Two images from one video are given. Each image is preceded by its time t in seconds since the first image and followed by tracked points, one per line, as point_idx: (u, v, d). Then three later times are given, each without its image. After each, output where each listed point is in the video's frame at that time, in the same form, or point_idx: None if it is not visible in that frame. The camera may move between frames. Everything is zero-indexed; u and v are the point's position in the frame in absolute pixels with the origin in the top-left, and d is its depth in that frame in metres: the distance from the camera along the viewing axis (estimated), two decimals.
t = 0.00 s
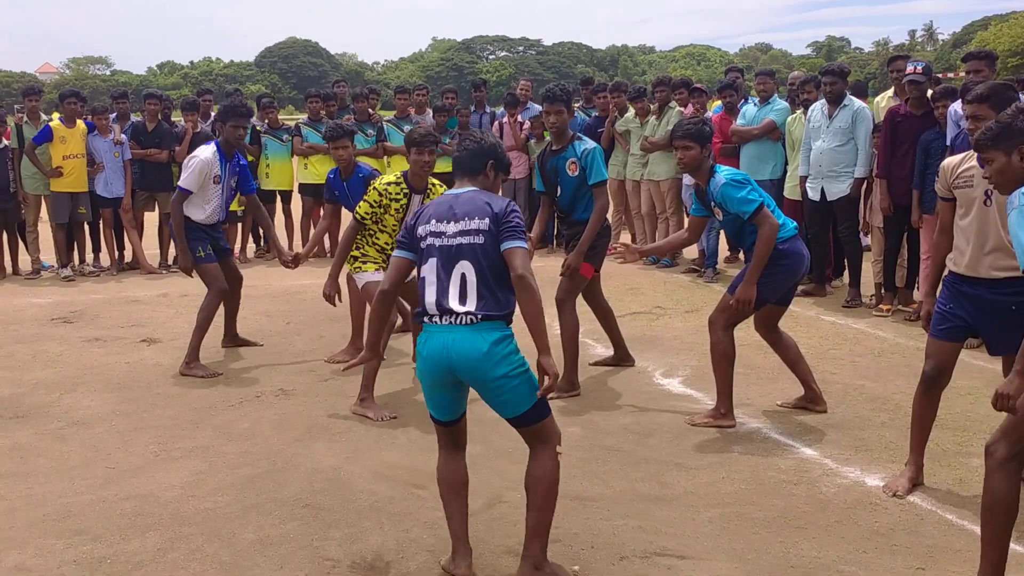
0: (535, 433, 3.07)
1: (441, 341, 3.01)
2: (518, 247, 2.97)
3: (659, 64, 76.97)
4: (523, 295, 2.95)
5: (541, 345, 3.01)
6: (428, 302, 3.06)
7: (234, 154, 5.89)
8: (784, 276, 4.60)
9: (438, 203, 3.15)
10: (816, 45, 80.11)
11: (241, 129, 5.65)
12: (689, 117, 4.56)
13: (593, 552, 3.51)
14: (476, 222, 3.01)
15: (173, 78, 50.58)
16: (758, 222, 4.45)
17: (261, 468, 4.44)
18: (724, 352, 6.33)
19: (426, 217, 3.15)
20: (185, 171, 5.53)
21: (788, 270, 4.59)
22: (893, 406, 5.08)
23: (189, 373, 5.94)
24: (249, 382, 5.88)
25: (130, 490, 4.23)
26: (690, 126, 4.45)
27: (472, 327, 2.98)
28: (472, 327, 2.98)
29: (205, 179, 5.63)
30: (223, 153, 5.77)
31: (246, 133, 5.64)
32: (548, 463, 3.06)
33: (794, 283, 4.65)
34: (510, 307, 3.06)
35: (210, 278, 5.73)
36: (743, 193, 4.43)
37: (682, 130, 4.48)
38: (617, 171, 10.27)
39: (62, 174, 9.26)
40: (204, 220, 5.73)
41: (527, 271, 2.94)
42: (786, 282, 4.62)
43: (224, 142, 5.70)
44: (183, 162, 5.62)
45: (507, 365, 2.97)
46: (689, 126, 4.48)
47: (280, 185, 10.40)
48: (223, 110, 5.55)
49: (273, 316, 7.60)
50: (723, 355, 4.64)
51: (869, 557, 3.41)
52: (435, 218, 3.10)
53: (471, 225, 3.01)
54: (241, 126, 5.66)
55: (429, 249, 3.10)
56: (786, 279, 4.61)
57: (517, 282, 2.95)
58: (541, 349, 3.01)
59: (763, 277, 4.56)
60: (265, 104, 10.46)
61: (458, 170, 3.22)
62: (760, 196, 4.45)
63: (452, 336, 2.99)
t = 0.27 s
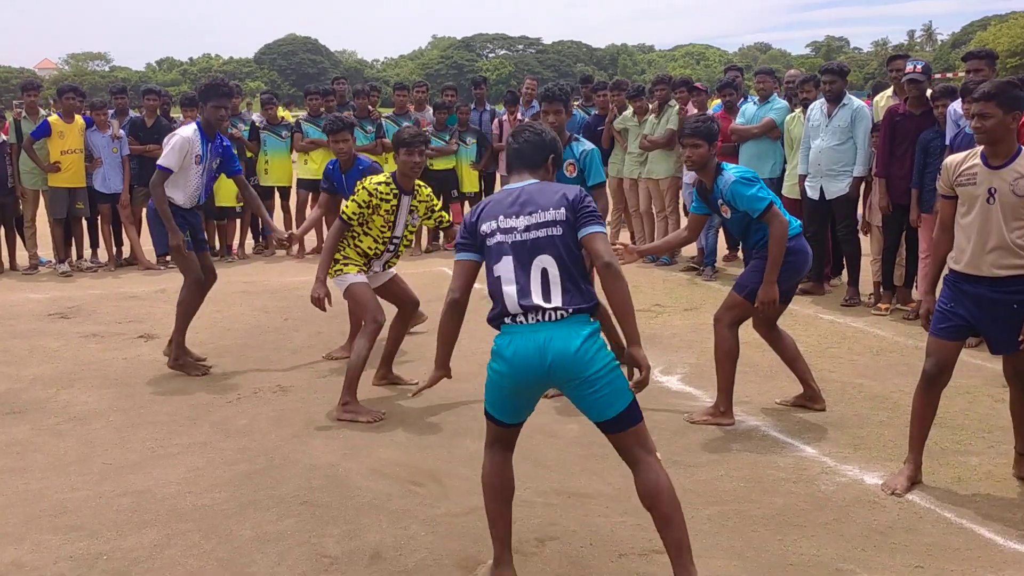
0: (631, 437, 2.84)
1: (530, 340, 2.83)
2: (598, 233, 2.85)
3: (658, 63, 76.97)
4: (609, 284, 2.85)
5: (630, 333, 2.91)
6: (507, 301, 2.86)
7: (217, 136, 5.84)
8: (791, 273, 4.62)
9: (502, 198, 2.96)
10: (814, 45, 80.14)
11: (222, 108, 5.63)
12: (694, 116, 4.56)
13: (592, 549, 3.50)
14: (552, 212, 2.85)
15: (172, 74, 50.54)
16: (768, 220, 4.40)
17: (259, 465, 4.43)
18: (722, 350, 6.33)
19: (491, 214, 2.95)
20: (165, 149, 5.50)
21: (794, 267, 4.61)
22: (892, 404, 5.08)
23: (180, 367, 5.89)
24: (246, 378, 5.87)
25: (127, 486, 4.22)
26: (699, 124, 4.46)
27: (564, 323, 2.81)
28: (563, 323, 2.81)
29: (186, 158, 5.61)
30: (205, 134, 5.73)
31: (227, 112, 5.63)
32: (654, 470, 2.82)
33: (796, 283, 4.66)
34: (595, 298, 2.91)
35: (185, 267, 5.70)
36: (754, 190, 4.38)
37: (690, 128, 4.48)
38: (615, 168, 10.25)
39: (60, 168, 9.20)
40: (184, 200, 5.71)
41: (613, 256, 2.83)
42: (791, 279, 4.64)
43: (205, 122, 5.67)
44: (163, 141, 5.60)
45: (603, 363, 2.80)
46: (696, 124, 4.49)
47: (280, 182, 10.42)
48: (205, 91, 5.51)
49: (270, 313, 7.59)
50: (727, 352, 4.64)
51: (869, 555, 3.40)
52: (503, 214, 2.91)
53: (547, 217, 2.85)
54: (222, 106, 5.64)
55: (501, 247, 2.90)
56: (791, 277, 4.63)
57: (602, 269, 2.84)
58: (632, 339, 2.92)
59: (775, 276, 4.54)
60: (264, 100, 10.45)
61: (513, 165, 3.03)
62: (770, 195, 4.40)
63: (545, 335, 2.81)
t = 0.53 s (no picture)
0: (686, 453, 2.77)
1: (594, 351, 2.68)
2: (664, 245, 2.78)
3: (660, 61, 76.88)
4: (673, 294, 2.82)
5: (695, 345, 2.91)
6: (569, 310, 2.72)
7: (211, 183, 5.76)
8: (796, 270, 4.63)
9: (561, 203, 2.84)
10: (817, 42, 80.05)
11: (217, 157, 5.54)
12: (700, 113, 4.45)
13: (592, 548, 3.50)
14: (617, 219, 2.75)
15: (174, 72, 50.57)
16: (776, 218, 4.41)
17: (259, 463, 4.43)
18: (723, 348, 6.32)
19: (551, 218, 2.81)
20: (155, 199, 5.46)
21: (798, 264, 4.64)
22: (893, 403, 5.08)
23: (177, 382, 5.66)
24: (248, 376, 5.88)
25: (127, 484, 4.22)
26: (707, 121, 4.36)
27: (630, 335, 2.69)
28: (629, 334, 2.69)
29: (176, 208, 5.56)
30: (198, 182, 5.65)
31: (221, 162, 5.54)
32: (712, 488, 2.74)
33: (801, 279, 4.68)
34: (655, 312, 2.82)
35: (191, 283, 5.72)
36: (763, 188, 4.37)
37: (698, 126, 4.38)
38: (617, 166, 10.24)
39: (62, 167, 9.29)
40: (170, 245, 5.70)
41: (679, 271, 2.78)
42: (796, 276, 4.65)
43: (199, 171, 5.59)
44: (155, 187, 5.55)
45: (670, 374, 2.71)
46: (705, 121, 4.39)
47: (281, 180, 10.37)
48: (199, 138, 5.43)
49: (271, 310, 7.59)
50: (731, 351, 4.64)
51: (869, 554, 3.40)
52: (565, 218, 2.79)
53: (612, 223, 2.74)
54: (217, 152, 5.54)
55: (563, 252, 2.77)
56: (797, 274, 4.64)
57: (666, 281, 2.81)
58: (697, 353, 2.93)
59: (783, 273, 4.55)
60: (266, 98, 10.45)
61: (573, 167, 2.92)
62: (777, 192, 4.40)
63: (610, 345, 2.68)
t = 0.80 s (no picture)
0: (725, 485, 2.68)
1: (625, 399, 2.56)
2: (703, 287, 2.68)
3: (661, 64, 76.91)
4: (714, 337, 2.75)
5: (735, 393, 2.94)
6: (603, 356, 2.59)
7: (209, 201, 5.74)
8: (795, 274, 4.63)
9: (593, 237, 2.67)
10: (818, 46, 80.12)
11: (217, 177, 5.51)
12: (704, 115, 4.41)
13: (592, 551, 3.49)
14: (655, 258, 2.60)
15: (176, 75, 50.64)
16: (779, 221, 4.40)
17: (260, 466, 4.42)
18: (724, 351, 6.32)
19: (583, 254, 2.64)
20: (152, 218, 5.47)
21: (801, 268, 4.62)
22: (894, 406, 5.07)
23: (177, 385, 5.66)
24: (248, 380, 5.88)
25: (127, 487, 4.21)
26: (711, 122, 4.31)
27: (664, 383, 2.57)
28: (664, 383, 2.58)
29: (173, 227, 5.57)
30: (198, 202, 5.64)
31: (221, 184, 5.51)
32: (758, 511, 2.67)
33: (801, 283, 4.68)
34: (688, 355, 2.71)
35: (191, 288, 5.76)
36: (767, 191, 4.36)
37: (702, 127, 4.35)
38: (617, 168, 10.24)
39: (62, 170, 9.26)
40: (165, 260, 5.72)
41: (720, 309, 2.71)
42: (798, 280, 4.65)
43: (199, 191, 5.56)
44: (153, 204, 5.53)
45: (707, 419, 2.59)
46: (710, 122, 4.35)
47: (276, 183, 10.39)
48: (200, 159, 5.41)
49: (272, 313, 7.59)
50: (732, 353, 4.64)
51: (870, 557, 3.39)
52: (599, 257, 2.62)
53: (651, 263, 2.59)
54: (218, 173, 5.50)
55: (597, 294, 2.60)
56: (797, 278, 4.64)
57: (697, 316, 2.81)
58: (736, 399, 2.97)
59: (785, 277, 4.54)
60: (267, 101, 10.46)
61: (598, 199, 2.75)
62: (780, 195, 4.39)
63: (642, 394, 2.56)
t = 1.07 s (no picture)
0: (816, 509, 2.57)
1: (747, 419, 2.39)
2: (795, 288, 2.55)
3: (662, 68, 76.94)
4: (812, 339, 2.60)
5: (835, 393, 2.69)
6: (712, 372, 2.39)
7: (205, 178, 5.79)
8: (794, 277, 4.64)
9: (678, 243, 2.48)
10: (819, 50, 80.15)
11: (212, 152, 5.54)
12: (705, 116, 4.41)
13: (591, 557, 3.48)
14: (748, 261, 2.48)
15: (178, 81, 50.74)
16: (778, 224, 4.41)
17: (258, 472, 4.42)
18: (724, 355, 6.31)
19: (673, 263, 2.44)
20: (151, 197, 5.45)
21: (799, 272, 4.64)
22: (894, 411, 5.05)
23: (176, 391, 5.65)
24: (247, 385, 5.88)
25: (126, 493, 4.21)
26: (712, 124, 4.29)
27: (778, 395, 2.45)
28: (776, 394, 2.45)
29: (173, 204, 5.57)
30: (193, 177, 5.69)
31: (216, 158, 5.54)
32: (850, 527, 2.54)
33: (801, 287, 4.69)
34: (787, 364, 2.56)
35: (188, 289, 5.69)
36: (767, 195, 4.36)
37: (703, 127, 4.35)
38: (618, 173, 10.24)
39: (63, 176, 9.28)
40: (170, 242, 5.68)
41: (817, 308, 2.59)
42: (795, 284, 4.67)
43: (195, 167, 5.63)
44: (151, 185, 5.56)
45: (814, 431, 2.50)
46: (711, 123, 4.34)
47: (278, 187, 10.38)
48: (193, 135, 5.43)
49: (272, 318, 7.59)
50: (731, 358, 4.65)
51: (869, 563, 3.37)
52: (692, 264, 2.44)
53: (747, 267, 2.46)
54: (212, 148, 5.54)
55: (697, 303, 2.41)
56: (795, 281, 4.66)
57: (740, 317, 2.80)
58: (835, 401, 2.70)
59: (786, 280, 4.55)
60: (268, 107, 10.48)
61: (669, 201, 2.62)
62: (779, 198, 4.40)
63: (762, 410, 2.41)
